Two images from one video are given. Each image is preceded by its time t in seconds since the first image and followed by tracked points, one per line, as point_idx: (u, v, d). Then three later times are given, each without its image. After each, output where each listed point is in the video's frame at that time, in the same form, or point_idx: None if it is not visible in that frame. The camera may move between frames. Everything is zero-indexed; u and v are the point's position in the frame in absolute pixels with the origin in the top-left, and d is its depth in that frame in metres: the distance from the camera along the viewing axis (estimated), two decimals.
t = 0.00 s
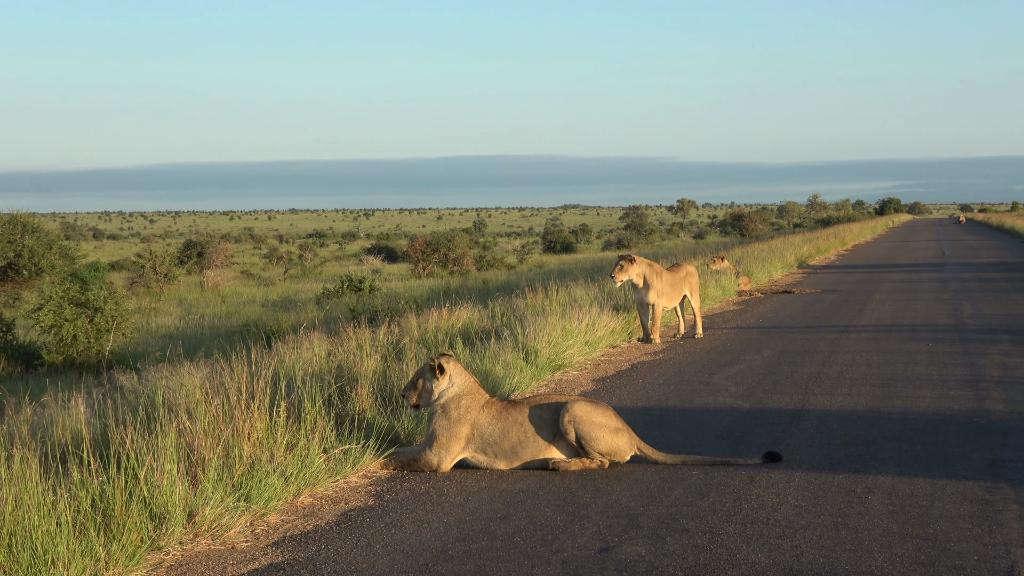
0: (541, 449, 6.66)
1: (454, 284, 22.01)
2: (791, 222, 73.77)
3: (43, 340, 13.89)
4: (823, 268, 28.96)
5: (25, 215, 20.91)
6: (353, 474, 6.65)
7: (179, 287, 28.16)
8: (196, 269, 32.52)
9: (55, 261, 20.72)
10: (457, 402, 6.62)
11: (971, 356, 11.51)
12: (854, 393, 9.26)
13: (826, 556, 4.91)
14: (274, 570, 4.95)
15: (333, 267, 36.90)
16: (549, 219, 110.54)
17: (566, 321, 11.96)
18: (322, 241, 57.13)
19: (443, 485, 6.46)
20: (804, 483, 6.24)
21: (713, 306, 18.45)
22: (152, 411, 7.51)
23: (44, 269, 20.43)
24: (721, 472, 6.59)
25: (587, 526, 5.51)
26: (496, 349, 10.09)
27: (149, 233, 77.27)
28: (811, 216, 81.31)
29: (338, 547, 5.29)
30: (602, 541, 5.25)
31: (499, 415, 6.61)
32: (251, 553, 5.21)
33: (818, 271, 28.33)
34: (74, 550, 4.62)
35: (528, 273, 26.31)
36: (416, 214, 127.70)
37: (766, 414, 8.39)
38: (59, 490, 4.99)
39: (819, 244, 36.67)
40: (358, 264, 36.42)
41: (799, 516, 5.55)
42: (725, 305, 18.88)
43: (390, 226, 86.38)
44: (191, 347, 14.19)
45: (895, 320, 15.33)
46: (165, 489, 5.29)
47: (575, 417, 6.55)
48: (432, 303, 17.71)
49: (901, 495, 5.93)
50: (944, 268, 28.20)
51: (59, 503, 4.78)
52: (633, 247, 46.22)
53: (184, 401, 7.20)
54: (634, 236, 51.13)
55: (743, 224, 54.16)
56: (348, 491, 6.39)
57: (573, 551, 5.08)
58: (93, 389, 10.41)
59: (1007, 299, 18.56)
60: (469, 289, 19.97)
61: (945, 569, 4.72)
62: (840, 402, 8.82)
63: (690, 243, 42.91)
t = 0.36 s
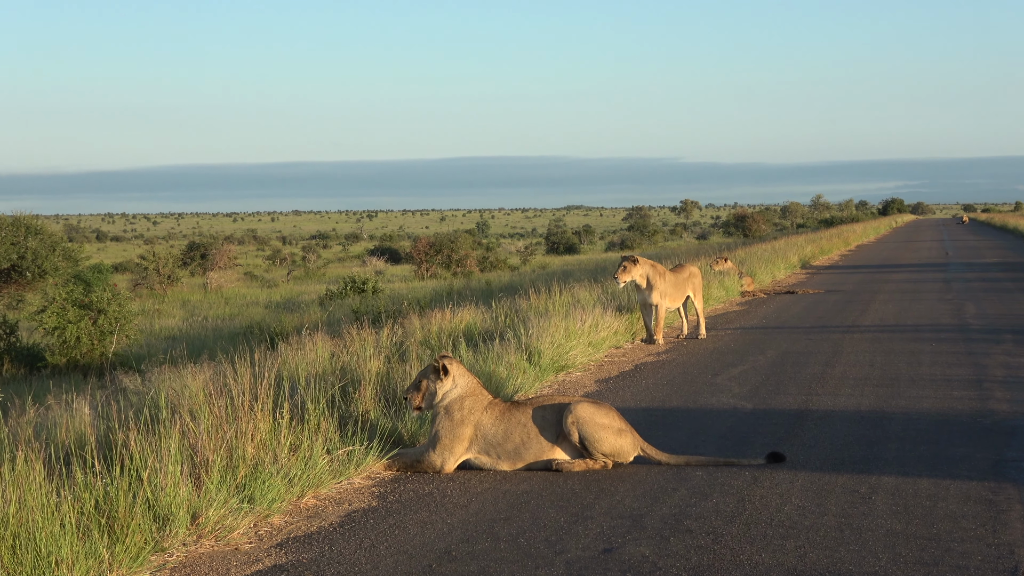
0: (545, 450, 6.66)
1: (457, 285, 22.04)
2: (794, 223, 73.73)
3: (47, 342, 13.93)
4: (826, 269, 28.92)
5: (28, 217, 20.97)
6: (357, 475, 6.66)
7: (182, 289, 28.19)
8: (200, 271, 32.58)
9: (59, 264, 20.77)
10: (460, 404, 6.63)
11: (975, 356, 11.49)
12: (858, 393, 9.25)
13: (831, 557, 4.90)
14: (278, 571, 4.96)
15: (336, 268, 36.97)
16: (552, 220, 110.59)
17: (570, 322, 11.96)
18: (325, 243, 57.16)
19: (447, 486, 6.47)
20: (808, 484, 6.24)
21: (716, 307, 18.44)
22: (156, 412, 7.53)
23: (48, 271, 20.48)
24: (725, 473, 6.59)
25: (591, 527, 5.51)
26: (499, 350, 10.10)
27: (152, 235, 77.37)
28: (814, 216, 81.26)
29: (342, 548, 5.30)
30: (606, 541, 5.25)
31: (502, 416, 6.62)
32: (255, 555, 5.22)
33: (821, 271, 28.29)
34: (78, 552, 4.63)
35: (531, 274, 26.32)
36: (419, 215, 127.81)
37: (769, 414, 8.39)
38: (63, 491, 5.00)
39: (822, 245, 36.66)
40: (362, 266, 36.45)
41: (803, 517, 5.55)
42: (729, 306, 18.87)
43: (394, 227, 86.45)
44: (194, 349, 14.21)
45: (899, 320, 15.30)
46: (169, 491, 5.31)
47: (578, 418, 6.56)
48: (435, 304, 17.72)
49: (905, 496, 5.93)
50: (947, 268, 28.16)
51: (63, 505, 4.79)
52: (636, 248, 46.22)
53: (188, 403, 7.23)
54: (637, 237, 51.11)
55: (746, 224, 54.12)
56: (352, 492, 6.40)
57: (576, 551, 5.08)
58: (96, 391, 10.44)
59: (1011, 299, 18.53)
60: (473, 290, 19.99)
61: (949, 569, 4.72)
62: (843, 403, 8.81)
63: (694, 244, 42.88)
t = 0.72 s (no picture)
0: (547, 451, 6.66)
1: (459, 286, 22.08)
2: (797, 224, 73.73)
3: (50, 343, 13.96)
4: (829, 270, 28.92)
5: (30, 218, 21.01)
6: (360, 475, 6.66)
7: (185, 290, 28.22)
8: (202, 272, 32.64)
9: (62, 265, 20.81)
10: (463, 405, 6.63)
11: (977, 357, 11.49)
12: (861, 394, 9.25)
13: (833, 558, 4.90)
14: (281, 572, 4.97)
15: (338, 270, 37.00)
16: (554, 221, 110.68)
17: (572, 323, 11.96)
18: (327, 244, 57.19)
19: (450, 487, 6.47)
20: (811, 484, 6.23)
21: (719, 308, 18.44)
22: (158, 414, 7.55)
23: (50, 272, 20.51)
24: (727, 474, 6.58)
25: (593, 528, 5.51)
26: (501, 351, 10.10)
27: (154, 237, 77.47)
28: (817, 217, 81.28)
29: (345, 549, 5.31)
30: (609, 542, 5.25)
31: (505, 417, 6.62)
32: (257, 556, 5.22)
33: (823, 272, 28.29)
34: (80, 552, 4.63)
35: (534, 274, 26.30)
36: (422, 216, 127.83)
37: (772, 416, 8.38)
38: (66, 492, 5.01)
39: (824, 245, 36.68)
40: (364, 267, 36.49)
41: (806, 518, 5.54)
42: (731, 306, 18.87)
43: (396, 229, 86.55)
44: (197, 350, 14.22)
45: (901, 321, 15.29)
46: (171, 491, 5.32)
47: (581, 419, 6.55)
48: (437, 306, 17.72)
49: (908, 497, 5.92)
50: (949, 269, 28.17)
51: (65, 506, 4.80)
52: (639, 249, 46.25)
53: (190, 404, 7.24)
54: (639, 239, 51.13)
55: (748, 225, 54.11)
56: (355, 493, 6.40)
57: (578, 552, 5.09)
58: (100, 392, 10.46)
59: (1014, 299, 18.52)
60: (475, 291, 20.02)
61: (951, 570, 4.71)
62: (846, 404, 8.81)
63: (696, 245, 42.88)
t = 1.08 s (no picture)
0: (548, 451, 6.66)
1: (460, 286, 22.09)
2: (799, 224, 73.74)
3: (51, 342, 13.96)
4: (831, 271, 28.95)
5: (32, 217, 21.02)
6: (361, 475, 6.66)
7: (186, 289, 28.24)
8: (204, 272, 32.66)
9: (63, 264, 20.82)
10: (464, 404, 6.63)
11: (979, 357, 11.47)
12: (862, 395, 9.24)
13: (834, 558, 4.90)
14: (282, 571, 4.97)
15: (339, 269, 37.01)
16: (555, 220, 110.70)
17: (574, 323, 11.95)
18: (328, 243, 57.19)
19: (451, 487, 6.47)
20: (812, 485, 6.23)
21: (720, 308, 18.44)
22: (159, 413, 7.56)
23: (52, 271, 20.52)
24: (728, 474, 6.58)
25: (594, 528, 5.51)
26: (502, 351, 10.09)
27: (156, 235, 77.49)
28: (818, 218, 81.22)
29: (346, 549, 5.31)
30: (610, 542, 5.25)
31: (506, 417, 6.62)
32: (258, 555, 5.22)
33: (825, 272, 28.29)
34: (81, 551, 4.63)
35: (535, 274, 26.32)
36: (423, 216, 127.82)
37: (773, 416, 8.37)
38: (66, 491, 5.01)
39: (825, 246, 36.68)
40: (366, 266, 36.51)
41: (807, 518, 5.54)
42: (732, 307, 18.86)
43: (398, 228, 86.57)
44: (198, 349, 14.23)
45: (903, 322, 15.27)
46: (172, 490, 5.32)
47: (582, 419, 6.55)
48: (439, 305, 17.71)
49: (909, 497, 5.92)
50: (951, 270, 28.14)
51: (67, 505, 4.80)
52: (640, 250, 46.24)
53: (191, 403, 7.25)
54: (641, 239, 51.08)
55: (750, 226, 54.09)
56: (355, 492, 6.40)
57: (579, 552, 5.09)
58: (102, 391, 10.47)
59: (1016, 300, 18.51)
60: (476, 291, 20.02)
61: (952, 571, 4.71)
62: (847, 404, 8.80)
63: (698, 245, 42.88)
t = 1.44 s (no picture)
0: (548, 450, 6.66)
1: (461, 285, 22.08)
2: (799, 223, 73.81)
3: (51, 341, 13.96)
4: (830, 270, 28.94)
5: (32, 217, 21.02)
6: (361, 475, 6.66)
7: (187, 289, 28.25)
8: (204, 271, 32.66)
9: (63, 264, 20.81)
10: (464, 404, 6.63)
11: (980, 357, 11.47)
12: (862, 394, 9.23)
13: (833, 557, 4.90)
14: (281, 571, 4.96)
15: (339, 269, 37.02)
16: (556, 219, 110.71)
17: (574, 322, 11.95)
18: (328, 242, 57.18)
19: (451, 486, 6.47)
20: (812, 484, 6.23)
21: (720, 308, 18.44)
22: (159, 413, 7.56)
23: (52, 271, 20.52)
24: (728, 473, 6.58)
25: (594, 527, 5.51)
26: (502, 350, 10.10)
27: (156, 235, 77.50)
28: (819, 217, 81.26)
29: (345, 548, 5.31)
30: (609, 542, 5.25)
31: (506, 416, 6.62)
32: (258, 555, 5.22)
33: (825, 272, 28.29)
34: (81, 550, 4.64)
35: (536, 274, 26.34)
36: (423, 215, 127.84)
37: (773, 415, 8.37)
38: (66, 491, 5.01)
39: (825, 245, 36.71)
40: (366, 266, 36.53)
41: (807, 518, 5.54)
42: (733, 306, 18.87)
43: (398, 228, 86.62)
44: (199, 349, 14.23)
45: (903, 322, 15.27)
46: (172, 490, 5.32)
47: (582, 419, 6.55)
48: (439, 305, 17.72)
49: (909, 496, 5.92)
50: (951, 270, 28.15)
51: (67, 505, 4.80)
52: (640, 249, 46.25)
53: (191, 403, 7.25)
54: (641, 238, 51.04)
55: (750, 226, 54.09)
56: (355, 492, 6.40)
57: (579, 552, 5.09)
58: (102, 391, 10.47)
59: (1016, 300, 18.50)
60: (476, 291, 20.01)
61: (951, 570, 4.71)
62: (847, 404, 8.80)
63: (698, 245, 42.88)
